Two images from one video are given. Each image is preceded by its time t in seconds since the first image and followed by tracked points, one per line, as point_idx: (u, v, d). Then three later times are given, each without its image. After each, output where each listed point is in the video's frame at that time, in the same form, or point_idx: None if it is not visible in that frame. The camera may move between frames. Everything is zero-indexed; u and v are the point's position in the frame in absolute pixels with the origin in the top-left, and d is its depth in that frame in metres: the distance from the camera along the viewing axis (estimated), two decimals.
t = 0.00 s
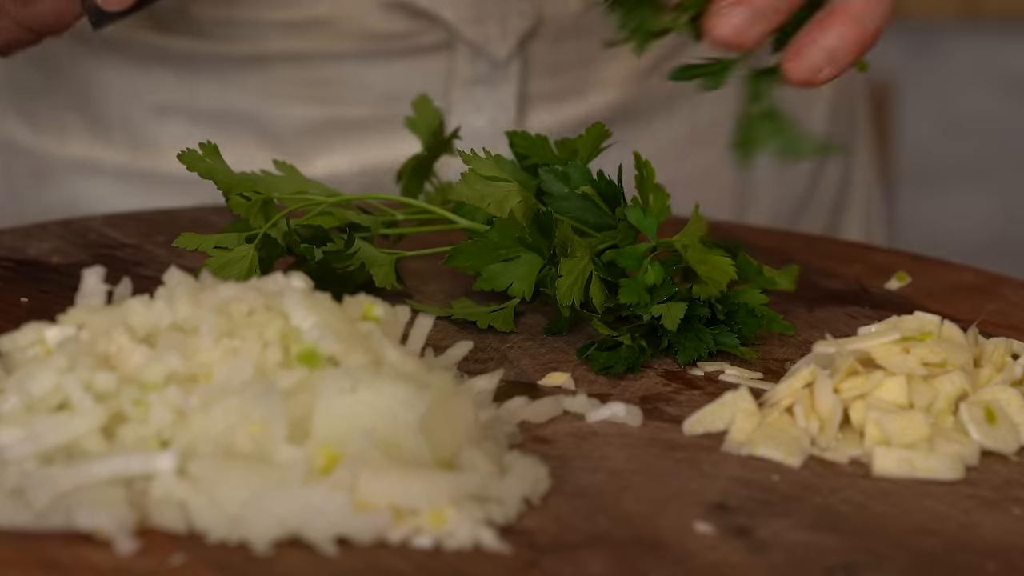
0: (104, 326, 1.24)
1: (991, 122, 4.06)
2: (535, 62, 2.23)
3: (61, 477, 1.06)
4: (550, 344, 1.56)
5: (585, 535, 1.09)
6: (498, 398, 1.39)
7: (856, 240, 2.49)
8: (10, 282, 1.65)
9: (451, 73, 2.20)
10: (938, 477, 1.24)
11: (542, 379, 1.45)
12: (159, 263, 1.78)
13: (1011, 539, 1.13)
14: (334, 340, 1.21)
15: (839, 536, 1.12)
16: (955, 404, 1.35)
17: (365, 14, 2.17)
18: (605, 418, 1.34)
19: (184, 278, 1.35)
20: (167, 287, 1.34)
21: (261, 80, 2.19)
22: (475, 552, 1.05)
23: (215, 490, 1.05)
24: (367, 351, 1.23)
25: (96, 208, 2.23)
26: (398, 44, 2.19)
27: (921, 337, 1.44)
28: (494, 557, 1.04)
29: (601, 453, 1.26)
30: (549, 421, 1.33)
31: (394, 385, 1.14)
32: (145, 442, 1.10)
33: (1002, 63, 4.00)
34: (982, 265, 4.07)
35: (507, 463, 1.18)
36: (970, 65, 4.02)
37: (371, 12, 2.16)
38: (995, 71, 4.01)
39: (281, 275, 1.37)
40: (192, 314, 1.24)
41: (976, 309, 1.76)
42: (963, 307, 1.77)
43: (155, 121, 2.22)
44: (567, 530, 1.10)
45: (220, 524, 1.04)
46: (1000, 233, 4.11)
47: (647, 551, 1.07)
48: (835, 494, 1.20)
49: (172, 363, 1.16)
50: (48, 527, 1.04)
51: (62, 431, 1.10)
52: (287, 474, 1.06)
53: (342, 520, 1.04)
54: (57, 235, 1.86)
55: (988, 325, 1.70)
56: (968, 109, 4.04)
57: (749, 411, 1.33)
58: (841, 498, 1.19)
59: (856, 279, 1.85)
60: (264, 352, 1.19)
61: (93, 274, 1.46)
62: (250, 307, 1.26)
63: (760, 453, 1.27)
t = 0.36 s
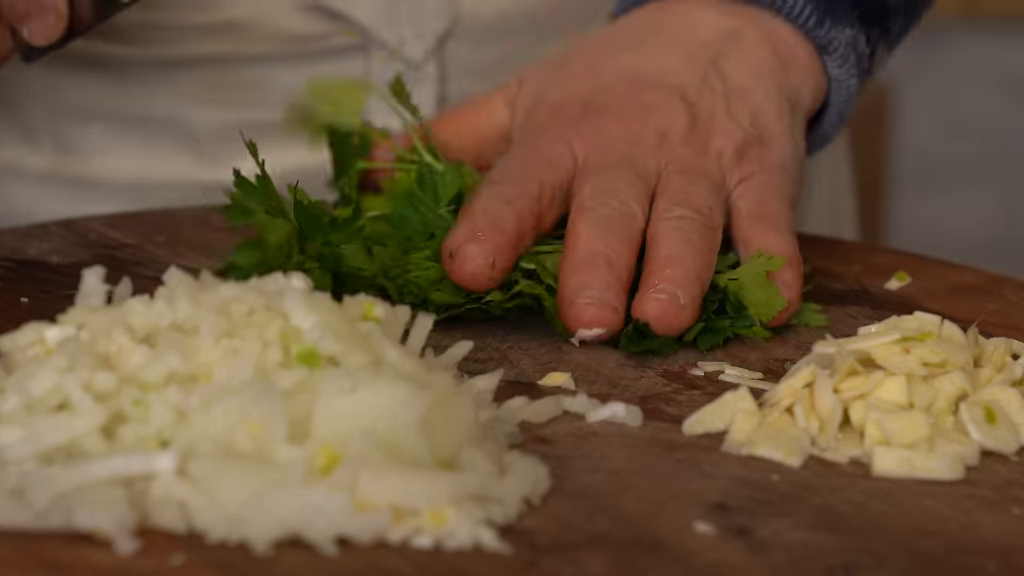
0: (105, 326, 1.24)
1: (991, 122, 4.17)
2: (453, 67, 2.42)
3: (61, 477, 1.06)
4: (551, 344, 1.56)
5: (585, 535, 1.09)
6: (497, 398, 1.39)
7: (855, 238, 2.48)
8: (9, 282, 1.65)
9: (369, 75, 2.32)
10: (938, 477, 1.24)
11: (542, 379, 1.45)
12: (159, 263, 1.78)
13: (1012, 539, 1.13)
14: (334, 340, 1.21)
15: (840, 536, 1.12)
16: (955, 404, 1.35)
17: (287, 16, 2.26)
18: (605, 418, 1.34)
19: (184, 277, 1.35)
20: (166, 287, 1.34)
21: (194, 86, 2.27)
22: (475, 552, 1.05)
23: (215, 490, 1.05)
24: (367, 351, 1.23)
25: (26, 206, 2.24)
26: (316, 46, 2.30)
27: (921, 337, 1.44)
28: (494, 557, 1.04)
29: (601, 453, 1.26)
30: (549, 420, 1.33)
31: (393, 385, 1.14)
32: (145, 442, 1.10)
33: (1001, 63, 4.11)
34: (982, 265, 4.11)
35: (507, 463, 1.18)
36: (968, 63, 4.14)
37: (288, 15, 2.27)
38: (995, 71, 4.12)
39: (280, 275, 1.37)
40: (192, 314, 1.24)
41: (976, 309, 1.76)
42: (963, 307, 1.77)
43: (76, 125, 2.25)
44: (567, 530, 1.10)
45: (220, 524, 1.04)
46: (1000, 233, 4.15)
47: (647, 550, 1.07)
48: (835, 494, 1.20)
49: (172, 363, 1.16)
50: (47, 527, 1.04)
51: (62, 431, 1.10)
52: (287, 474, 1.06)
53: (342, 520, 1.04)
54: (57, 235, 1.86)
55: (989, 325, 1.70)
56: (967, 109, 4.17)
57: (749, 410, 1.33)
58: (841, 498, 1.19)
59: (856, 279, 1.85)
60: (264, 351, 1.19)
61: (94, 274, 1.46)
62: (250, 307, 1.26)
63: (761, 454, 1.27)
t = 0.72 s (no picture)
0: (104, 326, 1.24)
1: (991, 122, 4.22)
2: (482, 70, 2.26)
3: (61, 477, 1.06)
4: (551, 344, 1.56)
5: (585, 535, 1.09)
6: (497, 398, 1.39)
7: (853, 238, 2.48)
8: (10, 282, 1.65)
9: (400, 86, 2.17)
10: (938, 477, 1.24)
11: (542, 379, 1.45)
12: (159, 263, 1.78)
13: (1011, 539, 1.13)
14: (334, 340, 1.21)
15: (840, 536, 1.12)
16: (955, 404, 1.35)
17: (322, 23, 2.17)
18: (605, 418, 1.34)
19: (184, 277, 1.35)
20: (166, 286, 1.34)
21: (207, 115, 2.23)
22: (475, 552, 1.05)
23: (215, 490, 1.05)
24: (367, 351, 1.23)
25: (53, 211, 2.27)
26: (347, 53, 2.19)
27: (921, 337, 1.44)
28: (494, 557, 1.04)
29: (601, 453, 1.26)
30: (549, 421, 1.33)
31: (393, 386, 1.14)
32: (145, 442, 1.10)
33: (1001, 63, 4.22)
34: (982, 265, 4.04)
35: (507, 463, 1.18)
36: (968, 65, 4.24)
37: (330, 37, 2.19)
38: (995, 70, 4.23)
39: (280, 275, 1.37)
40: (191, 314, 1.24)
41: (976, 309, 1.76)
42: (962, 307, 1.77)
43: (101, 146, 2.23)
44: (567, 530, 1.10)
45: (221, 523, 1.04)
46: (1000, 233, 4.12)
47: (647, 551, 1.07)
48: (835, 494, 1.20)
49: (171, 363, 1.16)
50: (48, 527, 1.04)
51: (62, 431, 1.10)
52: (287, 474, 1.06)
53: (342, 520, 1.05)
54: (57, 235, 1.86)
55: (988, 325, 1.70)
56: (967, 109, 4.22)
57: (749, 412, 1.33)
58: (841, 498, 1.19)
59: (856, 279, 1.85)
60: (264, 351, 1.19)
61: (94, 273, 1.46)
62: (249, 307, 1.26)
63: (761, 454, 1.27)
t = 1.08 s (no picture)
0: (104, 326, 1.24)
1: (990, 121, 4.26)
2: (559, 70, 2.25)
3: (61, 477, 1.06)
4: (551, 344, 1.56)
5: (585, 535, 1.09)
6: (497, 398, 1.39)
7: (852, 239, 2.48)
8: (10, 282, 1.65)
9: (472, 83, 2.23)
10: (937, 477, 1.24)
11: (542, 379, 1.45)
12: (159, 263, 1.78)
13: (1011, 539, 1.13)
14: (334, 340, 1.21)
15: (840, 536, 1.12)
16: (954, 404, 1.35)
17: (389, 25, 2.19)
18: (604, 417, 1.34)
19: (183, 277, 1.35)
20: (167, 287, 1.34)
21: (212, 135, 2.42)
22: (475, 552, 1.05)
23: (215, 490, 1.05)
24: (367, 351, 1.23)
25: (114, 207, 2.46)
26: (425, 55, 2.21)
27: (921, 337, 1.43)
28: (495, 557, 1.04)
29: (601, 453, 1.26)
30: (548, 421, 1.33)
31: (393, 386, 1.14)
32: (145, 442, 1.10)
33: (999, 64, 4.30)
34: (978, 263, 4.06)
35: (507, 463, 1.18)
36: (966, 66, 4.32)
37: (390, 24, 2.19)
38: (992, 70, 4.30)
39: (280, 275, 1.38)
40: (191, 314, 1.24)
41: (976, 309, 1.76)
42: (963, 307, 1.77)
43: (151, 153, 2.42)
44: (567, 530, 1.10)
45: (221, 524, 1.04)
46: (1000, 233, 4.14)
47: (647, 551, 1.07)
48: (835, 494, 1.20)
49: (171, 363, 1.16)
50: (48, 527, 1.03)
51: (62, 431, 1.10)
52: (287, 474, 1.06)
53: (342, 520, 1.05)
54: (57, 235, 1.86)
55: (988, 325, 1.70)
56: (967, 110, 4.27)
57: (749, 412, 1.33)
58: (841, 498, 1.19)
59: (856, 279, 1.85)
60: (264, 351, 1.19)
61: (95, 274, 1.46)
62: (249, 307, 1.26)
63: (761, 453, 1.27)
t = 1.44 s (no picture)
0: (104, 325, 1.24)
1: (991, 122, 4.27)
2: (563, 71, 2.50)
3: (61, 477, 1.06)
4: (551, 344, 1.56)
5: (585, 535, 1.09)
6: (498, 398, 1.39)
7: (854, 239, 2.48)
8: (11, 282, 1.65)
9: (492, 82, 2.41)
10: (938, 477, 1.24)
11: (542, 379, 1.45)
12: (159, 263, 1.78)
13: (1011, 539, 1.13)
14: (334, 340, 1.21)
15: (840, 536, 1.12)
16: (955, 404, 1.34)
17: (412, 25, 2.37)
18: (605, 417, 1.34)
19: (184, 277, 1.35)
20: (167, 287, 1.34)
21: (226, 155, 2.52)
22: (475, 552, 1.05)
23: (215, 490, 1.05)
24: (367, 350, 1.23)
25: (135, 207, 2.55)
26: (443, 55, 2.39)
27: (921, 337, 1.43)
28: (495, 557, 1.04)
29: (601, 453, 1.26)
30: (548, 421, 1.33)
31: (393, 385, 1.14)
32: (145, 442, 1.10)
33: (1001, 63, 4.19)
34: (977, 264, 4.11)
35: (507, 463, 1.18)
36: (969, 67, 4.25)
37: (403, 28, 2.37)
38: (995, 71, 4.21)
39: (280, 274, 1.37)
40: (191, 314, 1.24)
41: (976, 309, 1.76)
42: (963, 307, 1.77)
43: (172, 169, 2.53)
44: (567, 530, 1.10)
45: (221, 524, 1.04)
46: (1001, 232, 4.18)
47: (647, 551, 1.07)
48: (835, 494, 1.20)
49: (171, 363, 1.15)
50: (48, 527, 1.03)
51: (62, 431, 1.10)
52: (287, 474, 1.06)
53: (342, 520, 1.05)
54: (57, 235, 1.86)
55: (989, 325, 1.70)
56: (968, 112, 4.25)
57: (749, 412, 1.33)
58: (841, 498, 1.19)
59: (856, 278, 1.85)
60: (264, 351, 1.19)
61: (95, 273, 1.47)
62: (249, 307, 1.26)
63: (761, 454, 1.27)
